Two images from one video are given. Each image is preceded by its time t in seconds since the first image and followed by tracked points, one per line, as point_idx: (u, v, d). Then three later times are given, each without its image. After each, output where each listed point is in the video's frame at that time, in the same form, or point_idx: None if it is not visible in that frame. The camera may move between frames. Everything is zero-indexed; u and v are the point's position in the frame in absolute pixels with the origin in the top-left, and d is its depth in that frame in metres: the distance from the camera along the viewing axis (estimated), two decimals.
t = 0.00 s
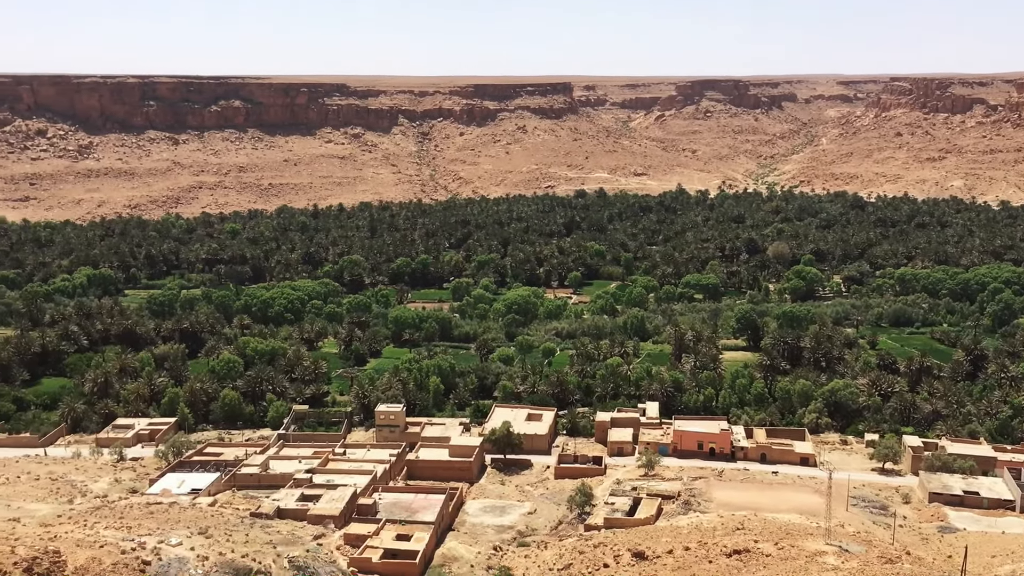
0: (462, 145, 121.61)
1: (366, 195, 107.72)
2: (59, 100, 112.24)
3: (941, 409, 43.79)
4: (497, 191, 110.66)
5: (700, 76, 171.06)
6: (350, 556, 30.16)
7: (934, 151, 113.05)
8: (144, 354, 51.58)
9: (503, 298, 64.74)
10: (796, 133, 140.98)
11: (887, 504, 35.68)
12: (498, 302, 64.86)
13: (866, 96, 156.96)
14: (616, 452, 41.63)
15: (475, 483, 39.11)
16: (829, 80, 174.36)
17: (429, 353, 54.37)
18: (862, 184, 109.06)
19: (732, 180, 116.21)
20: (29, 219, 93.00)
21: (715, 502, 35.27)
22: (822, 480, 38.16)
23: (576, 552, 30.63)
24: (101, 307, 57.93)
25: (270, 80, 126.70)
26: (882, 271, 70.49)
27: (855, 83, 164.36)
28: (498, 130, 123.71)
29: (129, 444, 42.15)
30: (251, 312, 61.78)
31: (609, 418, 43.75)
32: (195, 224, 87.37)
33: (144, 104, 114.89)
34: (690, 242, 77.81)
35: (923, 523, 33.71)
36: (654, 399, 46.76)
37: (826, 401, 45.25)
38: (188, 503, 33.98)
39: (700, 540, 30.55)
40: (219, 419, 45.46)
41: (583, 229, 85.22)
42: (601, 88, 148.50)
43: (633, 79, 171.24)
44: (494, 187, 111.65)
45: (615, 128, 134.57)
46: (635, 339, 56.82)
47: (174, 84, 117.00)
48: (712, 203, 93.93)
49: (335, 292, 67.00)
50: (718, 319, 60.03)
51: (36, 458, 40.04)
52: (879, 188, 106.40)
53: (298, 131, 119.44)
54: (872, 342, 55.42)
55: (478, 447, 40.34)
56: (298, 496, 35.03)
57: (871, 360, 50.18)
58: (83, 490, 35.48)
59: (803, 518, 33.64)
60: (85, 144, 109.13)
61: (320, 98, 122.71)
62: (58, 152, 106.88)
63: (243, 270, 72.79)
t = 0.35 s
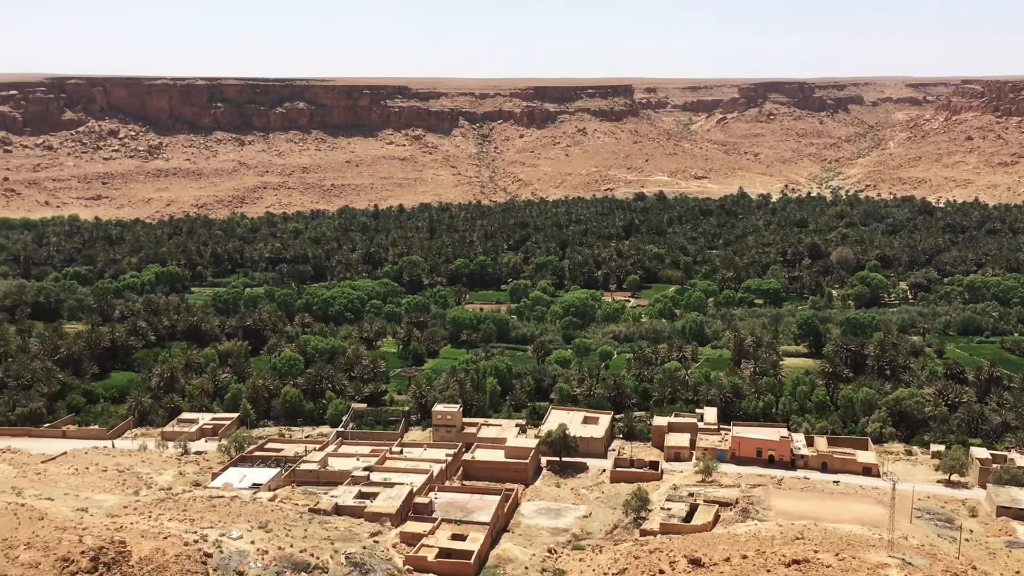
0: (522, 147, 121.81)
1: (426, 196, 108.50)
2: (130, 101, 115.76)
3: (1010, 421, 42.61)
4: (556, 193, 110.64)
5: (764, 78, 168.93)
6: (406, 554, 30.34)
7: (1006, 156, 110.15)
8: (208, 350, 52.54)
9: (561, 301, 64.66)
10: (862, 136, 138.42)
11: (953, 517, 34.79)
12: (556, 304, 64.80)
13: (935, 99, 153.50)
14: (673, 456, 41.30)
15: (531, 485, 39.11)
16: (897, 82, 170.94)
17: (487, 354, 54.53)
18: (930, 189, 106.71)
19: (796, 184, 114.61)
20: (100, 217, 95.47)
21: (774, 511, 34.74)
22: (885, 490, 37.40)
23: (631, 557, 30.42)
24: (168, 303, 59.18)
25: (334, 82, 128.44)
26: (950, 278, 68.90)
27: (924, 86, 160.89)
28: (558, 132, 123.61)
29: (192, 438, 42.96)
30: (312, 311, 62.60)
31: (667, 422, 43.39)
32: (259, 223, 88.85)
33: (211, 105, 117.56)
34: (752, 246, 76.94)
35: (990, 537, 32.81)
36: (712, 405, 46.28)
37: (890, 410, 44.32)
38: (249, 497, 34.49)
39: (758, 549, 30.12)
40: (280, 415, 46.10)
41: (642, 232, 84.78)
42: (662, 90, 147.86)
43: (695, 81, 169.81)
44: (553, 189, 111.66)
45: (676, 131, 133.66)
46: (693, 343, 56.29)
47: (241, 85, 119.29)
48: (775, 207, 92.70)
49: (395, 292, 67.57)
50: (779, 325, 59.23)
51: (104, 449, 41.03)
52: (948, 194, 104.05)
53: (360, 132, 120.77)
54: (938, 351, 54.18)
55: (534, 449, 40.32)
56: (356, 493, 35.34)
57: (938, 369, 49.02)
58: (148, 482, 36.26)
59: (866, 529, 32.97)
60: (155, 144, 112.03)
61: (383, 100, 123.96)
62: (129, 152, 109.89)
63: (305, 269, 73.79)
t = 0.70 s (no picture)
0: (583, 149, 121.49)
1: (486, 197, 108.83)
2: (200, 102, 118.44)
3: None
4: (617, 195, 110.18)
5: (831, 80, 166.07)
6: (462, 554, 30.40)
7: None
8: (271, 347, 53.34)
9: (620, 303, 64.31)
10: (932, 139, 135.25)
11: (1022, 531, 33.78)
12: (615, 306, 64.45)
13: (1010, 102, 149.34)
14: (732, 463, 40.79)
15: (587, 488, 38.95)
16: (970, 84, 166.84)
17: (545, 356, 54.49)
18: (1003, 195, 103.86)
19: (863, 188, 112.46)
20: (169, 215, 97.59)
21: (836, 521, 34.08)
22: (951, 503, 36.46)
23: (688, 563, 30.13)
24: (232, 300, 60.23)
25: (398, 84, 129.63)
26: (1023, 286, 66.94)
27: (999, 88, 156.63)
28: (620, 134, 123.03)
29: (254, 433, 43.67)
30: (372, 310, 63.19)
31: (726, 428, 42.88)
32: (321, 222, 90.00)
33: (278, 106, 119.50)
34: (816, 251, 75.69)
35: None
36: (773, 411, 45.63)
37: (958, 420, 43.21)
38: (308, 493, 34.91)
39: (818, 559, 29.58)
40: (340, 412, 46.60)
41: (703, 236, 83.98)
42: (726, 92, 146.52)
43: (760, 83, 167.73)
44: (614, 191, 111.21)
45: (740, 133, 132.13)
46: (755, 348, 55.52)
47: (307, 87, 121.18)
48: (840, 211, 91.06)
49: (454, 293, 67.86)
50: (843, 331, 58.16)
51: (169, 442, 41.92)
52: (1022, 200, 101.18)
53: (422, 133, 121.65)
54: (1010, 361, 52.68)
55: (591, 451, 40.15)
56: (413, 492, 35.54)
57: (1009, 380, 47.63)
58: (211, 475, 36.93)
59: (931, 542, 32.17)
60: (222, 144, 114.19)
61: (445, 101, 124.75)
62: (197, 152, 112.18)
63: (366, 269, 74.54)
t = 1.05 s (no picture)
0: (641, 147, 120.71)
1: (544, 194, 108.79)
2: (262, 99, 120.10)
3: None
4: (675, 193, 109.37)
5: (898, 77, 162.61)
6: (516, 550, 30.44)
7: None
8: (329, 341, 53.96)
9: (677, 302, 63.81)
10: (1003, 137, 131.70)
11: None
12: (673, 305, 63.95)
13: None
14: (790, 465, 40.23)
15: (642, 487, 38.73)
16: None
17: (601, 353, 54.31)
18: None
19: (929, 187, 110.01)
20: (232, 210, 99.28)
21: (897, 526, 33.41)
22: (1018, 511, 35.50)
23: (744, 565, 29.82)
24: (292, 294, 61.04)
25: (457, 81, 130.22)
26: None
27: None
28: (679, 132, 121.97)
29: (312, 426, 44.25)
30: (429, 305, 63.57)
31: (784, 429, 42.30)
32: (380, 218, 90.78)
33: (338, 103, 120.79)
34: (879, 251, 74.25)
35: None
36: (833, 413, 44.89)
37: None
38: (364, 485, 35.27)
39: (878, 565, 29.05)
40: (396, 407, 46.97)
41: (763, 234, 82.94)
42: (788, 89, 144.51)
43: (824, 80, 164.91)
44: (672, 189, 110.41)
45: (802, 130, 130.17)
46: (814, 349, 54.67)
47: (367, 84, 122.49)
48: (905, 211, 89.17)
49: (510, 289, 67.96)
50: (907, 333, 56.99)
51: (230, 433, 42.67)
52: None
53: (480, 130, 121.99)
54: None
55: (646, 451, 39.93)
56: (468, 487, 35.70)
57: None
58: (270, 466, 37.52)
59: (996, 551, 31.37)
60: (284, 140, 115.59)
61: (503, 98, 125.01)
62: (260, 148, 113.84)
63: (423, 265, 75.03)
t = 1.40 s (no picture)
0: (702, 143, 119.43)
1: (602, 190, 108.37)
2: (324, 96, 121.68)
3: None
4: (736, 190, 108.12)
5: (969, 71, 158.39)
6: (572, 547, 30.39)
7: None
8: (388, 336, 54.41)
9: (737, 300, 63.07)
10: None
11: None
12: (732, 303, 63.23)
13: None
14: (852, 468, 39.50)
15: (699, 486, 38.39)
16: None
17: (659, 351, 53.96)
18: None
19: (1000, 184, 107.10)
20: (293, 206, 100.65)
21: (963, 532, 32.61)
22: None
23: (803, 568, 29.40)
24: (352, 289, 61.66)
25: (516, 77, 130.43)
26: None
27: None
28: (741, 128, 120.41)
29: (371, 419, 44.71)
30: (487, 301, 63.75)
31: (847, 431, 41.56)
32: (439, 214, 91.25)
33: (399, 100, 121.82)
34: (948, 250, 72.52)
35: None
36: (897, 416, 43.98)
37: None
38: (422, 479, 35.51)
39: (943, 570, 28.39)
40: (454, 402, 47.21)
41: (826, 233, 81.59)
42: (854, 84, 141.83)
43: (892, 74, 161.32)
44: (733, 185, 109.16)
45: (868, 126, 127.62)
46: (878, 349, 53.60)
47: (427, 81, 123.39)
48: (975, 208, 86.90)
49: (568, 286, 67.84)
50: (975, 334, 55.59)
51: (290, 425, 43.29)
52: None
53: (540, 126, 121.96)
54: None
55: (705, 450, 39.57)
56: (524, 483, 35.74)
57: None
58: (329, 458, 37.98)
59: None
60: (345, 137, 116.86)
61: (563, 95, 124.85)
62: (321, 145, 115.25)
63: (481, 261, 75.27)
